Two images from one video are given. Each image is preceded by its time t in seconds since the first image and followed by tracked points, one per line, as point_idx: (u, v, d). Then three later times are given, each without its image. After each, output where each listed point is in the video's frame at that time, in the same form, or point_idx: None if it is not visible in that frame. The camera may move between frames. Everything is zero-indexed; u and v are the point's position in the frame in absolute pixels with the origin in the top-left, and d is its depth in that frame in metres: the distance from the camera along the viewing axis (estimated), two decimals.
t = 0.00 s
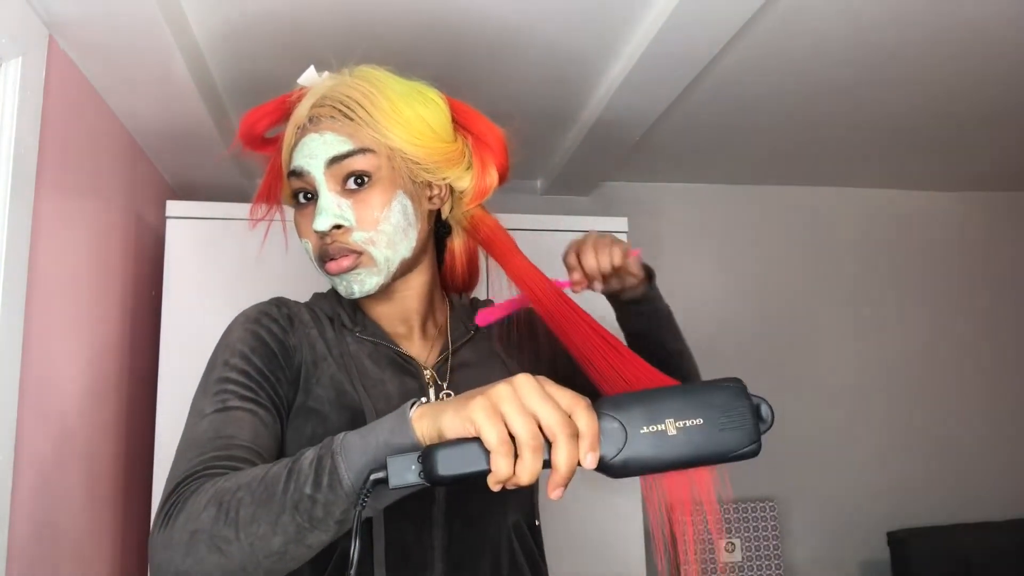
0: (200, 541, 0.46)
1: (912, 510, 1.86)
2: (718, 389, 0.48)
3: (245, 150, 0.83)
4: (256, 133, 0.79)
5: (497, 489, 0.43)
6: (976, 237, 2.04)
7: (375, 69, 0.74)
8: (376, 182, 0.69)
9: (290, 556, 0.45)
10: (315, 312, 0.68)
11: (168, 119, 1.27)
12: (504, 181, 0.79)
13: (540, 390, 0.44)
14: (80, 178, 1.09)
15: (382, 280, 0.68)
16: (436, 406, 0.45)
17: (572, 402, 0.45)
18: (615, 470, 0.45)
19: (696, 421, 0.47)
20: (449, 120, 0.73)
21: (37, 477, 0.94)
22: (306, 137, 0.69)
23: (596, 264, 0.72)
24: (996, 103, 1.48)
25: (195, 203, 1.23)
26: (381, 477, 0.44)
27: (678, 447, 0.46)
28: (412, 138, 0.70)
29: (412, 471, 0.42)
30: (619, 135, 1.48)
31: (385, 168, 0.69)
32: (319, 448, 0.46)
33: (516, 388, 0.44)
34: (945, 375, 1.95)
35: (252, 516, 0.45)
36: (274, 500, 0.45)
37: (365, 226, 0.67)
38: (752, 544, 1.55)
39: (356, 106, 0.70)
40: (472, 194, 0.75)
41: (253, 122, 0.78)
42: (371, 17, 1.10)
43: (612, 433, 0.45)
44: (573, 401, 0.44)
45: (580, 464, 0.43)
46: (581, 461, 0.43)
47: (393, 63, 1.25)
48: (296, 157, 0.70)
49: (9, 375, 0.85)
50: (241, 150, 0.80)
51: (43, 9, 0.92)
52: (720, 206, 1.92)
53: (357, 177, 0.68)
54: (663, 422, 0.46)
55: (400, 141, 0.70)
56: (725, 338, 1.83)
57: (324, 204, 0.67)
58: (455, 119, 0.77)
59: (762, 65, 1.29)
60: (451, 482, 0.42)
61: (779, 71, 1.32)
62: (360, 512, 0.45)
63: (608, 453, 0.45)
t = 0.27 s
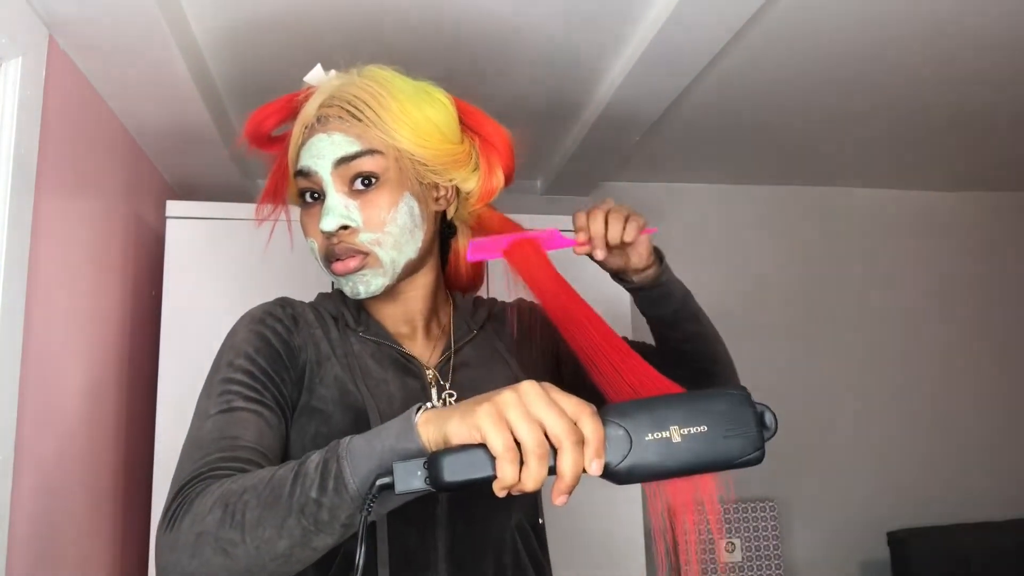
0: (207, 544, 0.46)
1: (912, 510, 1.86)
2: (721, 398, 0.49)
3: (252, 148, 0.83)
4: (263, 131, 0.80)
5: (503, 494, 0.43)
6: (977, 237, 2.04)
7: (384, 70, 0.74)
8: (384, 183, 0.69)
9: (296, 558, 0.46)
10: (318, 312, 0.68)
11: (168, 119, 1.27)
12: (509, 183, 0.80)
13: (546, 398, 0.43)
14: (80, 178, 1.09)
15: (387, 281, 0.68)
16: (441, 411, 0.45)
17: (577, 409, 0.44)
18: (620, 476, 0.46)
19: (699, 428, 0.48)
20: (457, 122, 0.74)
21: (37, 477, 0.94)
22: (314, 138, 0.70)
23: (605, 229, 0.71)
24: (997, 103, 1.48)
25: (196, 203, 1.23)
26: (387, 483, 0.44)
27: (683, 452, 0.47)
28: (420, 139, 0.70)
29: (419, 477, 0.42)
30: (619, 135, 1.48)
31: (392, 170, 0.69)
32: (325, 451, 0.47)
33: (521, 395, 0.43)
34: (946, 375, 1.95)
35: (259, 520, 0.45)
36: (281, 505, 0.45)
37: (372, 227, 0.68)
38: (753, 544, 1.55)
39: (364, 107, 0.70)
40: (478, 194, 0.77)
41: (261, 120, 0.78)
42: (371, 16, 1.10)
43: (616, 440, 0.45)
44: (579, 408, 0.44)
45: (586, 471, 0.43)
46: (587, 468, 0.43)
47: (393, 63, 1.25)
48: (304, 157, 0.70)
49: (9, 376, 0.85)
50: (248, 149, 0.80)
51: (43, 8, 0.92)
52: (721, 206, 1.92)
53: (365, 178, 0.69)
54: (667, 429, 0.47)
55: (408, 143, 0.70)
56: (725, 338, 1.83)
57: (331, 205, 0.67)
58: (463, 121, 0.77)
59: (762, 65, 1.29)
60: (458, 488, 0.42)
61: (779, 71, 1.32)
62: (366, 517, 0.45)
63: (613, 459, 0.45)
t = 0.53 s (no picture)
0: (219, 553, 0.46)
1: (912, 510, 1.86)
2: (743, 441, 0.46)
3: (264, 147, 0.83)
4: (276, 130, 0.80)
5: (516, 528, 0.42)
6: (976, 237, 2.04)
7: (396, 70, 0.74)
8: (395, 181, 0.69)
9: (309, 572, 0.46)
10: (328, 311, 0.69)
11: (168, 119, 1.27)
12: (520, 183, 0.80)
13: (564, 433, 0.43)
14: (80, 178, 1.09)
15: (397, 279, 0.69)
16: (458, 438, 0.45)
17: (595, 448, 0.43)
18: (635, 516, 0.43)
19: (720, 471, 0.44)
20: (467, 121, 0.74)
21: (37, 478, 0.94)
22: (326, 136, 0.70)
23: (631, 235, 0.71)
24: (996, 103, 1.48)
25: (198, 203, 1.23)
26: (401, 508, 0.43)
27: (702, 496, 0.44)
28: (431, 138, 0.71)
29: (433, 506, 0.42)
30: (619, 136, 1.48)
31: (403, 168, 0.70)
32: (341, 469, 0.47)
33: (539, 430, 0.43)
34: (946, 375, 1.95)
35: (273, 533, 0.45)
36: (294, 519, 0.45)
37: (383, 225, 0.68)
38: (752, 544, 1.56)
39: (376, 106, 0.71)
40: (489, 194, 0.77)
41: (274, 119, 0.79)
42: (371, 17, 1.10)
43: (633, 479, 0.43)
44: (598, 447, 0.43)
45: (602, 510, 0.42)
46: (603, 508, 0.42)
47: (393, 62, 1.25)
48: (316, 155, 0.70)
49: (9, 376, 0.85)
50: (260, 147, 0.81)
51: (43, 8, 0.92)
52: (721, 206, 1.92)
53: (376, 177, 0.69)
54: (685, 472, 0.44)
55: (419, 142, 0.70)
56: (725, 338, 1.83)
57: (343, 202, 0.68)
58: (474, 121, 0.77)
59: (761, 65, 1.29)
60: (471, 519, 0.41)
61: (778, 71, 1.32)
62: (380, 536, 0.45)
63: (628, 499, 0.43)
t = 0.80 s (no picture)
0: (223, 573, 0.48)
1: (913, 510, 1.86)
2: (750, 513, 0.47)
3: (269, 148, 0.83)
4: (281, 131, 0.80)
5: None
6: (976, 237, 2.04)
7: (400, 69, 0.74)
8: (400, 179, 0.69)
9: None
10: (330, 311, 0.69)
11: (168, 119, 1.27)
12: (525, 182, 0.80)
13: (573, 501, 0.44)
14: (80, 178, 1.09)
15: (403, 277, 0.69)
16: (464, 488, 0.46)
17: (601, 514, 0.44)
18: None
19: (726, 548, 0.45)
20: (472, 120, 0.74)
21: (37, 477, 0.94)
22: (332, 134, 0.70)
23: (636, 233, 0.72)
24: (997, 103, 1.48)
25: (198, 203, 1.23)
26: (403, 558, 0.44)
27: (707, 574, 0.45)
28: (436, 136, 0.71)
29: (435, 562, 0.42)
30: (619, 136, 1.48)
31: (409, 165, 0.70)
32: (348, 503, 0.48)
33: (545, 494, 0.43)
34: (946, 374, 1.95)
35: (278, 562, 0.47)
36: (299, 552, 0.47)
37: (389, 222, 0.68)
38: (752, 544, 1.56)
39: (381, 104, 0.71)
40: (494, 192, 0.76)
41: (279, 119, 0.79)
42: (371, 17, 1.11)
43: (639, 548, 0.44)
44: (602, 519, 0.44)
45: None
46: None
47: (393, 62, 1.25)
48: (321, 153, 0.71)
49: (9, 376, 0.85)
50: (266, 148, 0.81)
51: (42, 8, 0.92)
52: (721, 206, 1.92)
53: (382, 174, 0.69)
54: (692, 546, 0.45)
55: (425, 139, 0.70)
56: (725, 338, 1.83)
57: (349, 200, 0.68)
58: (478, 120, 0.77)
59: (761, 65, 1.29)
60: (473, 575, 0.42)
61: (778, 71, 1.32)
62: None
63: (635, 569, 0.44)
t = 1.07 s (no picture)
0: None
1: (913, 510, 1.86)
2: None
3: (273, 144, 0.83)
4: (287, 128, 0.80)
5: None
6: (977, 237, 2.04)
7: (411, 67, 0.74)
8: (409, 176, 0.69)
9: None
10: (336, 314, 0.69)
11: (168, 120, 1.27)
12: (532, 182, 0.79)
13: (449, 511, 0.44)
14: (80, 178, 1.09)
15: (410, 274, 0.69)
16: (354, 518, 0.46)
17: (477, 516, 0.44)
18: None
19: None
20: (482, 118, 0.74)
21: (37, 478, 0.94)
22: (342, 130, 0.70)
23: (665, 248, 0.73)
24: (997, 103, 1.48)
25: (199, 203, 1.23)
26: None
27: None
28: (445, 133, 0.71)
29: None
30: (619, 136, 1.48)
31: (418, 163, 0.70)
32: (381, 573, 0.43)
33: (423, 504, 0.44)
34: (946, 375, 1.95)
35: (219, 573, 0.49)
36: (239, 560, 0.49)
37: (397, 219, 0.68)
38: (753, 544, 1.55)
39: (391, 101, 0.71)
40: (503, 191, 0.76)
41: (285, 117, 0.78)
42: (372, 18, 1.10)
43: None
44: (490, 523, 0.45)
45: None
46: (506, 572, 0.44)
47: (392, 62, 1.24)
48: (330, 150, 0.71)
49: (9, 376, 0.84)
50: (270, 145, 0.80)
51: (42, 8, 0.92)
52: (721, 207, 1.92)
53: (390, 170, 0.69)
54: None
55: (434, 136, 0.70)
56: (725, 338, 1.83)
57: (357, 196, 0.68)
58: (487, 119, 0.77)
59: (761, 66, 1.29)
60: None
61: (778, 71, 1.32)
62: None
63: None
